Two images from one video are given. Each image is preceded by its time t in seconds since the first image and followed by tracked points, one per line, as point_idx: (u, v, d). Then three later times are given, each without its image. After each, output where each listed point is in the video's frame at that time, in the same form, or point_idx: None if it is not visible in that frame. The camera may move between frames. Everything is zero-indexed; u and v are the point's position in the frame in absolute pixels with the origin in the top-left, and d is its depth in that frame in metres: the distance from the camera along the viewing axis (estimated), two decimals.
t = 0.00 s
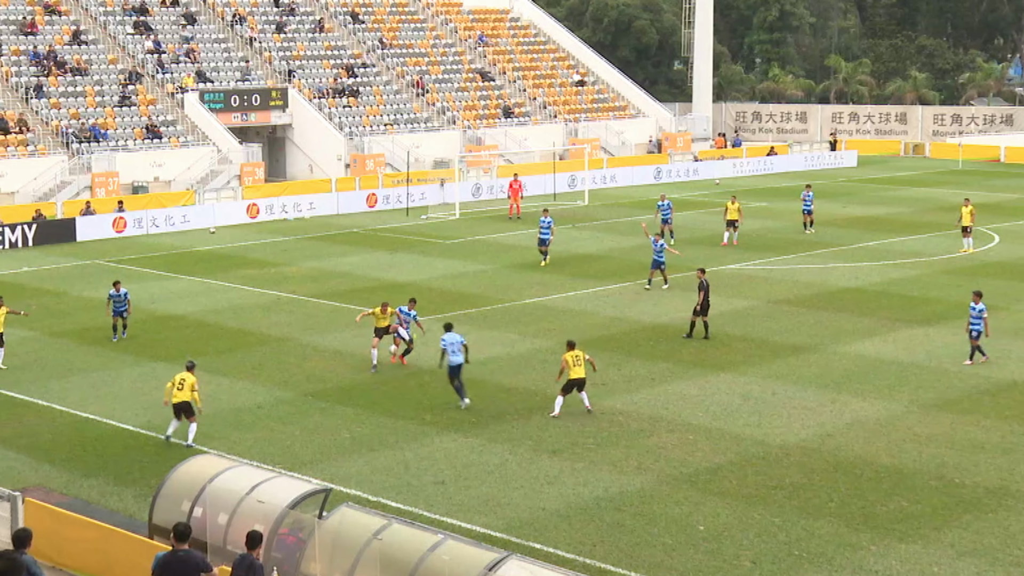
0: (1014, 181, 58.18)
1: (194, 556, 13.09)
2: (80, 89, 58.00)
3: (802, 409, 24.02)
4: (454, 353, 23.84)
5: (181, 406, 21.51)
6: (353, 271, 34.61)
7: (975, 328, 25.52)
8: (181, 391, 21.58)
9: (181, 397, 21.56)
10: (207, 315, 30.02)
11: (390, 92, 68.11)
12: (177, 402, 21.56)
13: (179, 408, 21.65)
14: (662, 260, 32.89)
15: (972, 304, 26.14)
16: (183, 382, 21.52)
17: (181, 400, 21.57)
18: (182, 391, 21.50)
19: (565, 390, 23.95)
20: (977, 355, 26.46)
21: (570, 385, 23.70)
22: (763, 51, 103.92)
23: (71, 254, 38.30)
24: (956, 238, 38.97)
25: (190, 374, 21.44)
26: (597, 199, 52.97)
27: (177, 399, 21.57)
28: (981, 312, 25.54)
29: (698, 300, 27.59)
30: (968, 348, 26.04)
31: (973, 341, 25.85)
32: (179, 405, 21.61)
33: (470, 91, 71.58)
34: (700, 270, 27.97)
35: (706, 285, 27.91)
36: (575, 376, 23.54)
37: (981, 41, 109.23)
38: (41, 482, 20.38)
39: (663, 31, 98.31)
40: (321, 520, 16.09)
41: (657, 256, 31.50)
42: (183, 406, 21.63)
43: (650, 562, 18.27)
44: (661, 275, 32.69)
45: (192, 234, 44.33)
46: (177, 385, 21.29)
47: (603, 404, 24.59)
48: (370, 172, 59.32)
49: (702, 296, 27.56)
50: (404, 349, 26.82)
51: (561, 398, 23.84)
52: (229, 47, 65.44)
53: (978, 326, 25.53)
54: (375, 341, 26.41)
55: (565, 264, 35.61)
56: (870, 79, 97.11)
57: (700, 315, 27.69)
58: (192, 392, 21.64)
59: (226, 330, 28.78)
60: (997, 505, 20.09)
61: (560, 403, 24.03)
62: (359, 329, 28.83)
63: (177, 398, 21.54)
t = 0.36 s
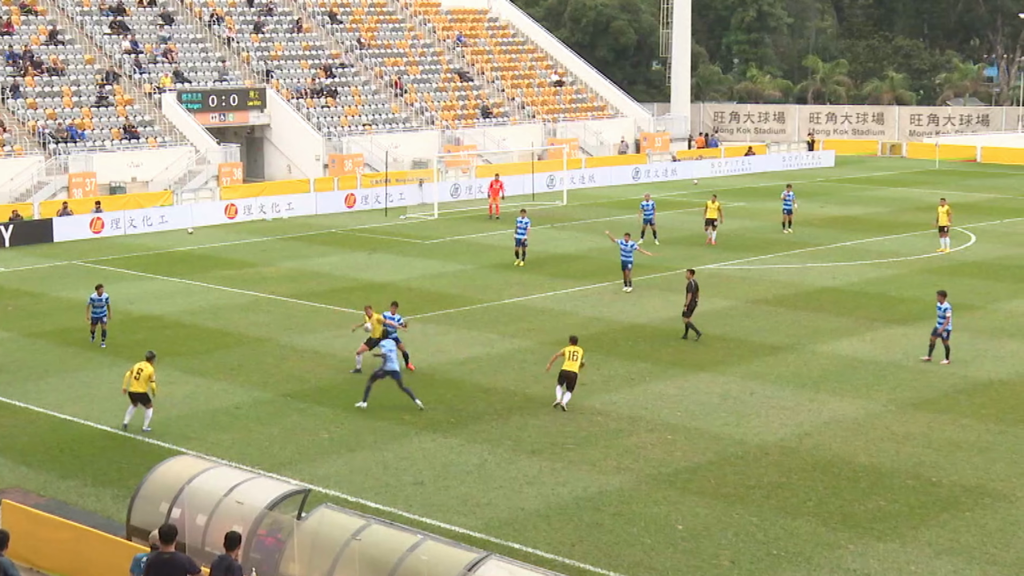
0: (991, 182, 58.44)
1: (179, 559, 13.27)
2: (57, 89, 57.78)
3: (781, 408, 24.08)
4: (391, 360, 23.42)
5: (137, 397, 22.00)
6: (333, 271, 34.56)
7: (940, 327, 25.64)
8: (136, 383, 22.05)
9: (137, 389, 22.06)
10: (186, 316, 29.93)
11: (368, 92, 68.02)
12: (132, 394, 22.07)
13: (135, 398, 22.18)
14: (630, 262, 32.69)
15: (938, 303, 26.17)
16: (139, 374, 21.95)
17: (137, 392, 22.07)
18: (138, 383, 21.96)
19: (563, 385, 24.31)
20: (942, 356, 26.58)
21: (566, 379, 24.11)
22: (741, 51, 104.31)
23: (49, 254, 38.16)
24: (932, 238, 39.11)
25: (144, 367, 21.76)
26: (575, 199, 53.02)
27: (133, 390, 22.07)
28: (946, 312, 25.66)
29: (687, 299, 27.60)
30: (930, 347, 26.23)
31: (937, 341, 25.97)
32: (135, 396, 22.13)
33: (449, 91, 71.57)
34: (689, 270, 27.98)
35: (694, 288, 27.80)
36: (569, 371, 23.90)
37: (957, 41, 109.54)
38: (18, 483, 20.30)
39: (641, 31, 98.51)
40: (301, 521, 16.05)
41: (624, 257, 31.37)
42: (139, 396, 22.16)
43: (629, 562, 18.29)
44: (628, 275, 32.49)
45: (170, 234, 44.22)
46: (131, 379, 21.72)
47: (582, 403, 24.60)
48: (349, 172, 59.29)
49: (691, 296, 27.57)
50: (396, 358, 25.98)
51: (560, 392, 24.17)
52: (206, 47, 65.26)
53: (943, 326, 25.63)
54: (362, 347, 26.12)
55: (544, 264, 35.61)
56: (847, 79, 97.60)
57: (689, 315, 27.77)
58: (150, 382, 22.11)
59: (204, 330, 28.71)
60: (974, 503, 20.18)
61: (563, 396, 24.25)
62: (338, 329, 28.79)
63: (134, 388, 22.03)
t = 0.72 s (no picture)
0: (981, 181, 58.54)
1: (179, 558, 13.49)
2: (47, 89, 57.73)
3: (771, 409, 24.09)
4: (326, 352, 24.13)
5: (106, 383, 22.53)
6: (324, 272, 34.57)
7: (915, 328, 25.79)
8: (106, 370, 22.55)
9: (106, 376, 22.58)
10: (177, 316, 29.90)
11: (358, 92, 67.98)
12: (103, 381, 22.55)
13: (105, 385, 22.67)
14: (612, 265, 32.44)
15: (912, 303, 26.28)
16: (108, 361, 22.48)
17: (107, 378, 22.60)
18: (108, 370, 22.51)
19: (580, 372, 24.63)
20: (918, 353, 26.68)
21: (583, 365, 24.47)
22: (731, 51, 104.52)
23: (40, 255, 38.11)
24: (923, 238, 39.15)
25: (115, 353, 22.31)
26: (566, 199, 53.06)
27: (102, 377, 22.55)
28: (920, 312, 25.80)
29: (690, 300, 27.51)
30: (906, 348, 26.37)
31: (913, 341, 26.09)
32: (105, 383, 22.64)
33: (439, 91, 71.56)
34: (692, 273, 27.92)
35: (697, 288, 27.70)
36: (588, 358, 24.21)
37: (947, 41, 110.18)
38: (7, 485, 20.26)
39: (631, 31, 98.63)
40: (291, 522, 16.03)
41: (608, 260, 31.13)
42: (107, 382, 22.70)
43: (620, 562, 18.30)
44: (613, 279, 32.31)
45: (161, 235, 44.20)
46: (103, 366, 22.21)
47: (573, 403, 24.57)
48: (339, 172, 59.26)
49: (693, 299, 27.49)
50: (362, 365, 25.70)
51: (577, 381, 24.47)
52: (197, 47, 65.22)
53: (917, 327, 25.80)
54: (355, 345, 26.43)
55: (534, 265, 35.61)
56: (838, 79, 97.71)
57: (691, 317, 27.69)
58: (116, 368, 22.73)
59: (194, 330, 28.69)
60: (964, 503, 20.22)
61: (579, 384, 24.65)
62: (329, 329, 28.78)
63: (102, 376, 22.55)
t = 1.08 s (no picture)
0: (980, 181, 58.56)
1: (182, 558, 13.51)
2: (46, 89, 57.73)
3: (770, 409, 24.09)
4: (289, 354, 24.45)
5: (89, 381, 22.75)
6: (323, 272, 34.56)
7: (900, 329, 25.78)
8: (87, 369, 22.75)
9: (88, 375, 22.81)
10: (176, 316, 29.90)
11: (358, 92, 67.98)
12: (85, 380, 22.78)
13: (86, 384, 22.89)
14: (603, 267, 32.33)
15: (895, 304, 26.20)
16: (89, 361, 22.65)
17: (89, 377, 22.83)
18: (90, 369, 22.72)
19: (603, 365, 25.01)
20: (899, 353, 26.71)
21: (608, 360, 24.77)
22: (731, 51, 104.46)
23: (40, 255, 38.11)
24: (922, 238, 39.15)
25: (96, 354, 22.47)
26: (565, 199, 53.03)
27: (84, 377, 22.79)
28: (905, 312, 25.71)
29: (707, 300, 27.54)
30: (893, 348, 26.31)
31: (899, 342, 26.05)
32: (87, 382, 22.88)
33: (439, 91, 71.56)
34: (705, 274, 27.88)
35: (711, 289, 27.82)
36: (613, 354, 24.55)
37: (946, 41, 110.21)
38: (7, 485, 20.25)
39: (631, 31, 98.53)
40: (291, 522, 16.03)
41: (596, 262, 30.91)
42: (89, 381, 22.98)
43: (619, 562, 18.30)
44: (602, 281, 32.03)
45: (160, 235, 44.19)
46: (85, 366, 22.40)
47: (572, 403, 24.57)
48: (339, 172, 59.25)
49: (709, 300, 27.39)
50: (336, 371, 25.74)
51: (600, 374, 24.82)
52: (196, 47, 65.21)
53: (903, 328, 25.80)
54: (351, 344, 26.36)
55: (534, 265, 35.60)
56: (837, 79, 97.66)
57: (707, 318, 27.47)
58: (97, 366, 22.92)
59: (193, 330, 28.69)
60: (964, 503, 20.23)
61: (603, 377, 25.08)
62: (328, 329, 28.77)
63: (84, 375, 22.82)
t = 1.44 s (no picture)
0: (980, 181, 58.54)
1: (178, 558, 13.44)
2: (45, 89, 57.71)
3: (769, 409, 24.08)
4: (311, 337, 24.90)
5: (86, 378, 22.85)
6: (322, 271, 34.55)
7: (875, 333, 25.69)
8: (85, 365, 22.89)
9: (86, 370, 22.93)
10: (175, 316, 29.90)
11: (357, 92, 67.97)
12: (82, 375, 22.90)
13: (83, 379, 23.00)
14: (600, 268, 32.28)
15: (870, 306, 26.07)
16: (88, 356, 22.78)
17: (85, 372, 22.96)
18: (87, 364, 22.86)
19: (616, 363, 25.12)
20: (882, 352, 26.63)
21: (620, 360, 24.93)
22: (730, 51, 104.47)
23: (39, 255, 38.11)
24: (920, 238, 39.14)
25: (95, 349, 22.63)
26: (564, 199, 52.97)
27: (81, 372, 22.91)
28: (876, 316, 25.62)
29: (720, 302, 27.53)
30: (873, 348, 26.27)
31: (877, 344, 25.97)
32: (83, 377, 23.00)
33: (438, 91, 71.55)
34: (721, 274, 27.83)
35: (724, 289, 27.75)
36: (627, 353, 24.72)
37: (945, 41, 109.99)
38: (6, 485, 20.25)
39: (630, 31, 98.47)
40: (291, 522, 16.03)
41: (591, 265, 30.76)
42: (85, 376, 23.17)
43: (618, 562, 18.30)
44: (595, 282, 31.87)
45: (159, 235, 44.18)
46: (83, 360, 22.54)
47: (572, 403, 24.56)
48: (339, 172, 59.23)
49: (721, 300, 27.39)
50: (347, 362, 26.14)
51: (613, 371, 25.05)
52: (196, 47, 65.20)
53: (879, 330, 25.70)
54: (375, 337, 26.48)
55: (534, 264, 35.58)
56: (836, 79, 97.58)
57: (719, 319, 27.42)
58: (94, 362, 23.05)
59: (192, 330, 28.69)
60: (963, 502, 20.24)
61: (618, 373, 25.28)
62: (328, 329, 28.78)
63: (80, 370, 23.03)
